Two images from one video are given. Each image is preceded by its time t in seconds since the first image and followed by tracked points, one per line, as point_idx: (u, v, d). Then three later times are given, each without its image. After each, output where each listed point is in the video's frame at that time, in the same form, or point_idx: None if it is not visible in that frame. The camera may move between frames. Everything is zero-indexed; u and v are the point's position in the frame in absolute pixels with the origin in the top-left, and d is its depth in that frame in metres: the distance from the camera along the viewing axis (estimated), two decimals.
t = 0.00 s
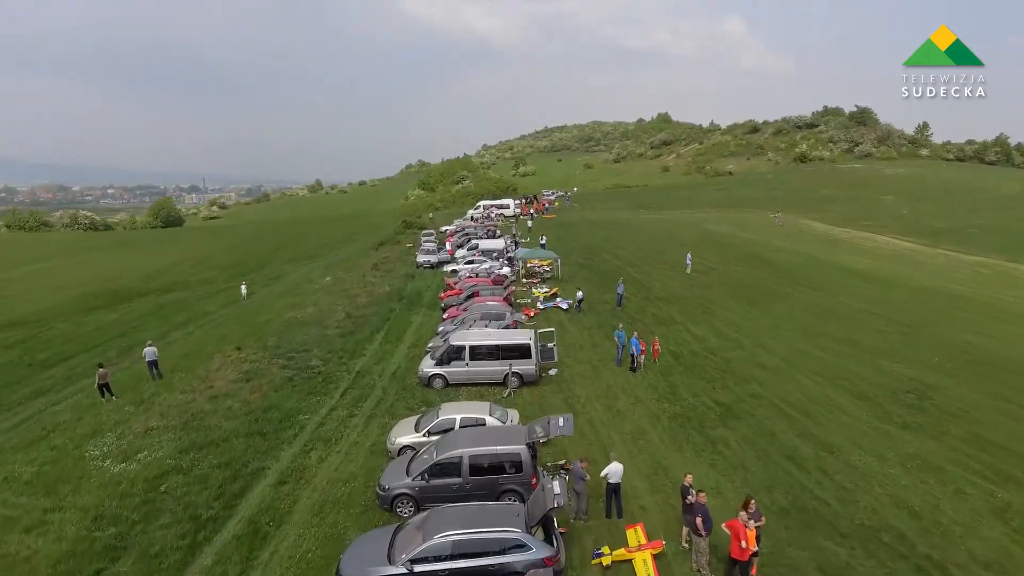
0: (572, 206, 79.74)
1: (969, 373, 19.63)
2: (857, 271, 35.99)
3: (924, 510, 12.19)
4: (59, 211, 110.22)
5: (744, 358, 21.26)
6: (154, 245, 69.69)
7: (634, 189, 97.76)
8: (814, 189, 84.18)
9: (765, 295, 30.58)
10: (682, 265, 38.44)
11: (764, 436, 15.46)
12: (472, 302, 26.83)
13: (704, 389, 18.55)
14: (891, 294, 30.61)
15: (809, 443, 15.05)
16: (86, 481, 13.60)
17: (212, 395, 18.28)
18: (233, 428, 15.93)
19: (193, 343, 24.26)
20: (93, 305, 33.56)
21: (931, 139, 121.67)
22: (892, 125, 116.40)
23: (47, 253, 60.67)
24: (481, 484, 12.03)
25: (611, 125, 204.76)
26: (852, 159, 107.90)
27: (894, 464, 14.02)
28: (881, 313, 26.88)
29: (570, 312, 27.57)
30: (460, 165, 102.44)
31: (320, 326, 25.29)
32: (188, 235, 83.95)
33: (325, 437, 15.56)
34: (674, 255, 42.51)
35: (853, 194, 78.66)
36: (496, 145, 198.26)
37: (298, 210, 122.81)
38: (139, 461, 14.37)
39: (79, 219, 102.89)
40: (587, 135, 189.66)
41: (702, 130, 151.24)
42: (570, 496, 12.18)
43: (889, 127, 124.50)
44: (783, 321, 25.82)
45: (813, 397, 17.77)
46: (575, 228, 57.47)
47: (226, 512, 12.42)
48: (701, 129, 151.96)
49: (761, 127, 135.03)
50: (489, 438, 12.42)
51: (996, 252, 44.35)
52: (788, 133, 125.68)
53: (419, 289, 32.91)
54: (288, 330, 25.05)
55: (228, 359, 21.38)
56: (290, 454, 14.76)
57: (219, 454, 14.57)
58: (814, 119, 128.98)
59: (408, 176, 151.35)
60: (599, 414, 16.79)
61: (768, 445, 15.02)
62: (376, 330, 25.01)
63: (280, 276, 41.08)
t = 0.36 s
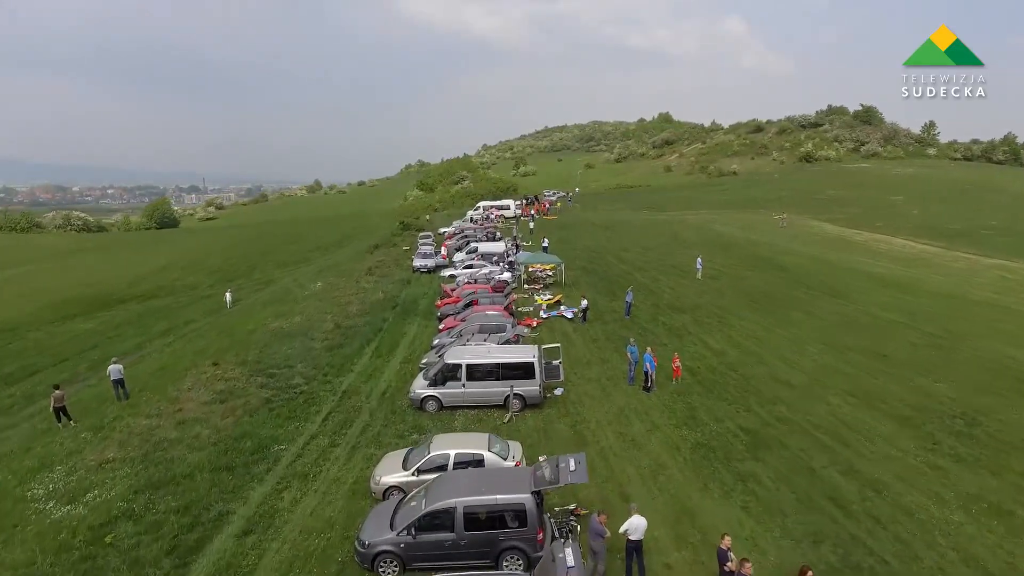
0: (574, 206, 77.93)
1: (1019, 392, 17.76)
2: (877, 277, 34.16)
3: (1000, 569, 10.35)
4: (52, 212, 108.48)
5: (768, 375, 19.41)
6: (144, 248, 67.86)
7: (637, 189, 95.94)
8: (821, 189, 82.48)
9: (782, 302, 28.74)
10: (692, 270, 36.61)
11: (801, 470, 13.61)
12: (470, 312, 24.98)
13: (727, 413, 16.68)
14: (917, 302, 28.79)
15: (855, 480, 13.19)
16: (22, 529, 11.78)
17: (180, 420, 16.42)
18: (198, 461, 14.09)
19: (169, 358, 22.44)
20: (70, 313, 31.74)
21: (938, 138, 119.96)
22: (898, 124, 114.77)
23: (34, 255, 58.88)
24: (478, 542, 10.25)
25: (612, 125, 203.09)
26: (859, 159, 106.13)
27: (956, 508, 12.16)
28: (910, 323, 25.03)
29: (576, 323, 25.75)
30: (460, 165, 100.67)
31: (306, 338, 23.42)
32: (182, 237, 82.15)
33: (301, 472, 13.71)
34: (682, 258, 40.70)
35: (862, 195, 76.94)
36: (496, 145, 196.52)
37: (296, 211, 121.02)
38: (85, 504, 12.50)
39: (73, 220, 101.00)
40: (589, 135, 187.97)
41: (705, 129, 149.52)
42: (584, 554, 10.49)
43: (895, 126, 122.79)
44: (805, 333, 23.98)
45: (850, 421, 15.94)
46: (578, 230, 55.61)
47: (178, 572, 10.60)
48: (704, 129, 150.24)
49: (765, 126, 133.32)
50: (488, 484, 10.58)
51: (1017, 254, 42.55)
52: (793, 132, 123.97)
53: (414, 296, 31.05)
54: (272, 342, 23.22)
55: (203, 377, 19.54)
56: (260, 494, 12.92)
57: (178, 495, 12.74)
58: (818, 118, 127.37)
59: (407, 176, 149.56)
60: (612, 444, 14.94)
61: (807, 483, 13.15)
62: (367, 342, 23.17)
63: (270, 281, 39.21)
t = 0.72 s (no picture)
0: (577, 207, 76.02)
1: None
2: (899, 282, 32.30)
3: None
4: (44, 212, 106.45)
5: (799, 396, 17.51)
6: (134, 250, 65.82)
7: (640, 189, 94.04)
8: (829, 189, 80.66)
9: (803, 311, 26.88)
10: (703, 275, 34.73)
11: (854, 520, 11.72)
12: (469, 322, 23.06)
13: (758, 444, 14.78)
14: (947, 311, 26.92)
15: (916, 532, 11.30)
16: None
17: (140, 453, 14.53)
18: (152, 506, 12.19)
19: (139, 375, 20.54)
20: (44, 321, 29.83)
21: (945, 137, 118.27)
22: (906, 123, 113.05)
23: (19, 257, 56.97)
24: None
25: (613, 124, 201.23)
26: (866, 159, 104.31)
27: None
28: (944, 335, 23.17)
29: (583, 335, 23.86)
30: (459, 164, 98.78)
31: (290, 353, 21.50)
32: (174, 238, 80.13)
33: (270, 521, 11.80)
34: (692, 262, 38.82)
35: (872, 195, 75.16)
36: (496, 145, 194.60)
37: (293, 211, 119.03)
38: (13, 563, 10.62)
39: (65, 221, 98.96)
40: (590, 134, 186.07)
41: (708, 129, 147.70)
42: None
43: (901, 126, 121.10)
44: (832, 346, 22.09)
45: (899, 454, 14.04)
46: (582, 232, 53.69)
47: None
48: (707, 128, 148.43)
49: (770, 125, 131.52)
50: (487, 550, 8.65)
51: None
52: (798, 131, 122.20)
53: (409, 303, 29.12)
54: (252, 357, 21.31)
55: (172, 399, 17.65)
56: (220, 549, 11.02)
57: (123, 552, 10.84)
58: (824, 117, 125.65)
59: (407, 176, 147.62)
60: (631, 484, 13.03)
61: (860, 535, 11.26)
62: (356, 357, 21.24)
63: (259, 287, 37.27)
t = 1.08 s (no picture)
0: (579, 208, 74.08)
1: None
2: (926, 289, 30.39)
3: None
4: (35, 213, 104.26)
5: (838, 424, 15.56)
6: (123, 252, 63.73)
7: (643, 189, 92.09)
8: (838, 189, 78.81)
9: (828, 322, 24.94)
10: (715, 280, 32.78)
11: None
12: (467, 336, 21.08)
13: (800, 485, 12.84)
14: (981, 320, 25.03)
15: None
16: None
17: (86, 496, 12.57)
18: (88, 569, 10.22)
19: (101, 397, 18.55)
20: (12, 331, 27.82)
21: (953, 137, 116.45)
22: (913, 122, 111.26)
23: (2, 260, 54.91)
24: None
25: (614, 123, 199.34)
26: (873, 158, 102.51)
27: None
28: (985, 349, 21.27)
29: (591, 350, 21.90)
30: (459, 164, 96.78)
31: (270, 372, 19.49)
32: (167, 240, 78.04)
33: None
34: (702, 267, 36.91)
35: (882, 196, 73.34)
36: (496, 145, 192.59)
37: (290, 211, 116.92)
38: None
39: (57, 221, 96.80)
40: (591, 133, 184.14)
41: (711, 128, 145.84)
42: None
43: (908, 125, 119.28)
44: (866, 363, 20.17)
45: (965, 500, 12.11)
46: (585, 235, 51.71)
47: None
48: (709, 127, 146.54)
49: (774, 125, 129.69)
50: None
51: None
52: (803, 131, 120.36)
53: (404, 312, 27.13)
54: (228, 377, 19.33)
55: (133, 428, 15.67)
56: None
57: None
58: (829, 117, 123.80)
59: (406, 176, 145.59)
60: (658, 539, 11.09)
61: None
62: (343, 376, 19.26)
63: (246, 293, 35.24)
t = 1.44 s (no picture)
0: (581, 209, 71.89)
1: None
2: (955, 295, 28.35)
3: None
4: (25, 214, 101.94)
5: (887, 460, 13.52)
6: (109, 254, 61.53)
7: (646, 190, 90.06)
8: (846, 190, 76.89)
9: (855, 332, 22.87)
10: (728, 286, 30.71)
11: None
12: (462, 352, 19.01)
13: (854, 543, 10.81)
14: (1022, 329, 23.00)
15: None
16: None
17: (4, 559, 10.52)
18: None
19: (49, 426, 16.48)
20: None
21: (961, 137, 114.39)
22: (920, 121, 109.36)
23: None
24: None
25: (614, 123, 197.34)
26: (881, 158, 100.58)
27: None
28: None
29: (599, 367, 19.83)
30: (458, 164, 94.68)
31: (242, 396, 17.38)
32: (157, 241, 75.83)
33: None
34: (713, 271, 34.88)
35: (892, 196, 71.41)
36: (496, 145, 190.50)
37: (286, 212, 114.79)
38: None
39: (47, 222, 94.54)
40: (591, 133, 182.22)
41: (714, 128, 143.86)
42: None
43: (915, 125, 117.23)
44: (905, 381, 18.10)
45: None
46: (588, 237, 49.59)
47: None
48: (712, 127, 144.54)
49: (778, 124, 127.72)
50: None
51: None
52: (808, 130, 118.41)
53: (395, 322, 25.03)
54: (194, 401, 17.25)
55: (76, 467, 13.62)
56: None
57: None
58: (834, 116, 121.93)
59: (403, 176, 143.46)
60: None
61: None
62: (323, 400, 17.17)
63: (230, 300, 33.12)
